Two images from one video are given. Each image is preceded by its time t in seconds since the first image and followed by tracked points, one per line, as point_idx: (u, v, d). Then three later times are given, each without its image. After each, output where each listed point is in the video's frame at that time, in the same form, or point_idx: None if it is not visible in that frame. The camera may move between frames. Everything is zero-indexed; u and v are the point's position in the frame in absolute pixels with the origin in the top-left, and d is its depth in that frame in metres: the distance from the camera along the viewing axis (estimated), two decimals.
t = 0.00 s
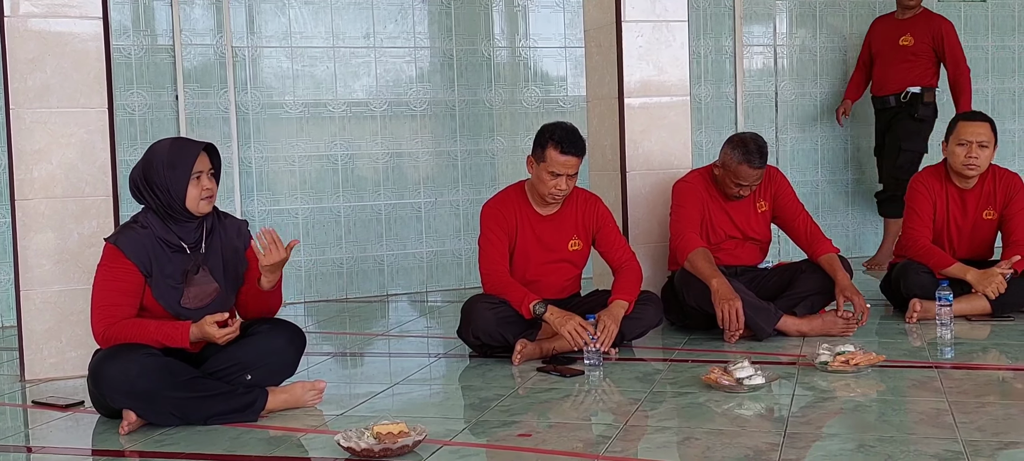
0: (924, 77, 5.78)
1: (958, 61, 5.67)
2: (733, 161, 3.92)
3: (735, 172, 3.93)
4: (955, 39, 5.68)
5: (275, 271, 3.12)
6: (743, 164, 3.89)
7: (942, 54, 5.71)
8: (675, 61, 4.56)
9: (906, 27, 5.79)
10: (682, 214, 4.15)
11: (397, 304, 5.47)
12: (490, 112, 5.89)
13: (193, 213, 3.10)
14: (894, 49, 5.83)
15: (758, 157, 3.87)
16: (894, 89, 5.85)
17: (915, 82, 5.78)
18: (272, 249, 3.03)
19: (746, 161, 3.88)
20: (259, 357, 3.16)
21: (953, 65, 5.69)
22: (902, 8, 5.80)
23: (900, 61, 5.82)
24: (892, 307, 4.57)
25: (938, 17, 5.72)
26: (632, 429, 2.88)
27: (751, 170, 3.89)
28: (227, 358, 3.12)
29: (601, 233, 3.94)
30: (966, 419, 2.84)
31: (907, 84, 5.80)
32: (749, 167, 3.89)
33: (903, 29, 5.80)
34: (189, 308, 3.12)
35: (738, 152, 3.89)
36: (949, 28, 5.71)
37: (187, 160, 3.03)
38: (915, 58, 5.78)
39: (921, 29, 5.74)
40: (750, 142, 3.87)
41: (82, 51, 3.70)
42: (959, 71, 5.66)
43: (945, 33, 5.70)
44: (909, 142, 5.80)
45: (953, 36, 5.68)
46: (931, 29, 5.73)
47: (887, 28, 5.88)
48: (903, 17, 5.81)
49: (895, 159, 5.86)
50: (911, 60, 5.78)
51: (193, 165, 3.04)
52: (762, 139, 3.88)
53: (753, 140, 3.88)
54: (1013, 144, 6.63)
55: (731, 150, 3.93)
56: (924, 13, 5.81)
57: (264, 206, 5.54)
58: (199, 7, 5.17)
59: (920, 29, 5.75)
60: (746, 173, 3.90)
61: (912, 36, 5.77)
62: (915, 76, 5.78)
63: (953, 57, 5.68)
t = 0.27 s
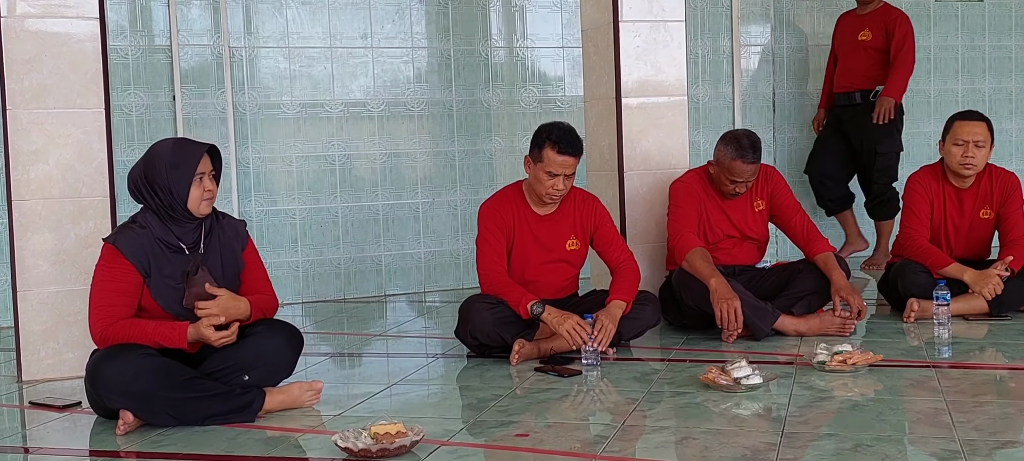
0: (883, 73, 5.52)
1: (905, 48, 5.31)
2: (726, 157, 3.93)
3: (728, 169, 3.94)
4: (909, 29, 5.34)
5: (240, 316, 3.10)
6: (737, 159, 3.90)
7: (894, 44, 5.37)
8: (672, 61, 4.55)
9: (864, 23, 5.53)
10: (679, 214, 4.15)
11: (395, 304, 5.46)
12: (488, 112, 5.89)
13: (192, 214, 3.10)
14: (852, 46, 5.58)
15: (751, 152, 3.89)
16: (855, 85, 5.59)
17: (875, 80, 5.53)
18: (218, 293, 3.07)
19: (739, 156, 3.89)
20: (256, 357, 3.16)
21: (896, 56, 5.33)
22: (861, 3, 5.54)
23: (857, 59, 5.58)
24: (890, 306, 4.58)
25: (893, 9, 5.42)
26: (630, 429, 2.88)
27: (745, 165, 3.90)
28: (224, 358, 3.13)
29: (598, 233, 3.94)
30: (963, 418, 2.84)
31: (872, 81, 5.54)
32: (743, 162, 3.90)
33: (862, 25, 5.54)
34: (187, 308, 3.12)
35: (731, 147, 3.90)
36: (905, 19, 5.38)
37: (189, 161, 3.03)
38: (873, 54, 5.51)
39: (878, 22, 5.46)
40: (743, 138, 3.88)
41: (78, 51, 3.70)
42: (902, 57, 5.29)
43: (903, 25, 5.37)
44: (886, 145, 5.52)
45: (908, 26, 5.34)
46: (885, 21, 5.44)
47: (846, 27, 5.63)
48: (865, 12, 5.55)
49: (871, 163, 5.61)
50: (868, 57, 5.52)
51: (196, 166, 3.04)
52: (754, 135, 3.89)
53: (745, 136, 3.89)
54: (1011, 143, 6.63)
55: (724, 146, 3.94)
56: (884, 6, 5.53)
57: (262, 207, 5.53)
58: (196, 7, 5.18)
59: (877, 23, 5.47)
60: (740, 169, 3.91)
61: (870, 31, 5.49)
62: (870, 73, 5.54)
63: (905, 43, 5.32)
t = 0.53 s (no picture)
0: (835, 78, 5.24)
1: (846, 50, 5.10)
2: (718, 152, 3.94)
3: (722, 165, 3.95)
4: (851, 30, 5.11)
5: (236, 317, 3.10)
6: (728, 153, 3.92)
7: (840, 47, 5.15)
8: (670, 61, 4.55)
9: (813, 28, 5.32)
10: (676, 214, 4.15)
11: (393, 305, 5.47)
12: (486, 112, 5.89)
13: (187, 216, 3.10)
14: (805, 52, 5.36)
15: (741, 146, 3.91)
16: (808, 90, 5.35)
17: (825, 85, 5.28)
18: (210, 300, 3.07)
19: (730, 150, 3.91)
20: (255, 358, 3.16)
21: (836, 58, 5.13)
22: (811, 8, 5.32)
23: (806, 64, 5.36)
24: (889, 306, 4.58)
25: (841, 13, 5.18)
26: (628, 430, 2.88)
27: (738, 159, 3.92)
28: (222, 359, 3.13)
29: (596, 233, 3.94)
30: (961, 418, 2.85)
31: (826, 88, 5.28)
32: (734, 156, 3.91)
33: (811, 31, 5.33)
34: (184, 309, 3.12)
35: (721, 143, 3.92)
36: (852, 22, 5.16)
37: (184, 163, 3.03)
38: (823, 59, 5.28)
39: (825, 25, 5.24)
40: (733, 132, 3.90)
41: (76, 52, 3.70)
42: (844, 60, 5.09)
43: (849, 28, 5.15)
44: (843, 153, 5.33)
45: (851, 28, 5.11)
46: (832, 24, 5.22)
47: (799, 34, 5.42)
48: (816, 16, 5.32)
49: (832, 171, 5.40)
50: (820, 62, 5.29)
51: (190, 167, 3.04)
52: (744, 128, 3.91)
53: (736, 131, 3.91)
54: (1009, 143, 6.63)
55: (716, 143, 3.95)
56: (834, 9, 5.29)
57: (260, 207, 5.53)
58: (194, 8, 5.19)
59: (825, 27, 5.24)
60: (731, 163, 3.93)
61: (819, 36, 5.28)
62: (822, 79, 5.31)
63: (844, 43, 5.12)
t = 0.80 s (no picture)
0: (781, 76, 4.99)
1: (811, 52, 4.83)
2: (715, 150, 3.95)
3: (719, 162, 3.96)
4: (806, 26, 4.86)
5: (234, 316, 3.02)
6: (725, 151, 3.92)
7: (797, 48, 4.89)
8: (668, 61, 4.56)
9: (761, 25, 5.04)
10: (674, 214, 4.15)
11: (391, 306, 5.46)
12: (484, 113, 5.89)
13: (181, 217, 3.10)
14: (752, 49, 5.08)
15: (737, 143, 3.91)
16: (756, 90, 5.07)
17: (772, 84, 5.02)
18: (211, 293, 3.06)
19: (727, 147, 3.92)
20: (252, 359, 3.15)
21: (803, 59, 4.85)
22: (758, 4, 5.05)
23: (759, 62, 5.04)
24: (887, 307, 4.58)
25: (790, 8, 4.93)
26: (626, 430, 2.89)
27: (734, 156, 3.92)
28: (219, 360, 3.12)
29: (594, 233, 3.94)
30: (958, 419, 2.85)
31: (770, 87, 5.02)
32: (731, 153, 3.92)
33: (759, 27, 5.05)
34: (180, 309, 3.12)
35: (717, 141, 3.93)
36: (804, 18, 4.92)
37: (177, 164, 3.03)
38: (773, 57, 4.99)
39: (776, 22, 4.97)
40: (729, 130, 3.91)
41: (73, 53, 3.70)
42: (810, 65, 4.82)
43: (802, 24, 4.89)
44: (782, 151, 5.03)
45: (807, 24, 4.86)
46: (785, 22, 4.94)
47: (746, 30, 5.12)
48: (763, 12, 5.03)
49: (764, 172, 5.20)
50: (770, 61, 5.00)
51: (183, 170, 3.03)
52: (740, 126, 3.92)
53: (732, 128, 3.92)
54: (1007, 144, 6.64)
55: (712, 141, 3.96)
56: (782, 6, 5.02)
57: (258, 208, 5.54)
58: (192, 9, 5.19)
59: (776, 24, 4.97)
60: (728, 160, 3.93)
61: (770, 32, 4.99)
62: (770, 76, 5.02)
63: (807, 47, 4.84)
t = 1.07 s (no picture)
0: (738, 84, 4.89)
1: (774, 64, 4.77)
2: (717, 152, 3.95)
3: (720, 164, 3.96)
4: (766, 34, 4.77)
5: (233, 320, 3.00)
6: (726, 152, 3.92)
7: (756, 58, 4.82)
8: (666, 63, 4.56)
9: (715, 31, 4.92)
10: (674, 215, 4.15)
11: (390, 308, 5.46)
12: (482, 114, 5.89)
13: (177, 218, 3.10)
14: (705, 56, 4.95)
15: (740, 145, 3.91)
16: (706, 96, 4.96)
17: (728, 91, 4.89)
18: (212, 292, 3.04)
19: (729, 149, 3.92)
20: (250, 361, 3.15)
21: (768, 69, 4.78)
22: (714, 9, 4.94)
23: (712, 70, 4.92)
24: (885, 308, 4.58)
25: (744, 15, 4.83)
26: (624, 432, 2.89)
27: (736, 158, 3.92)
28: (217, 363, 3.12)
29: (592, 235, 3.94)
30: (957, 420, 2.85)
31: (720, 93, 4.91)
32: (733, 155, 3.92)
33: (712, 32, 4.92)
34: (177, 311, 3.12)
35: (720, 143, 3.93)
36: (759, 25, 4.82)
37: (173, 166, 3.03)
38: (727, 65, 4.88)
39: (731, 29, 4.85)
40: (732, 132, 3.91)
41: (71, 55, 3.70)
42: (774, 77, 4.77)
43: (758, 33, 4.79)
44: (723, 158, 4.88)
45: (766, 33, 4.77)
46: (740, 30, 4.83)
47: (698, 35, 4.99)
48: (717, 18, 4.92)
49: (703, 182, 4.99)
50: (725, 68, 4.89)
51: (179, 171, 3.03)
52: (743, 128, 3.92)
53: (735, 131, 3.92)
54: (1004, 145, 6.65)
55: (714, 142, 3.96)
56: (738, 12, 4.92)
57: (256, 210, 5.54)
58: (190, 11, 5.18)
59: (731, 31, 4.86)
60: (730, 162, 3.93)
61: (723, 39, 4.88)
62: (724, 84, 4.90)
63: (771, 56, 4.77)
